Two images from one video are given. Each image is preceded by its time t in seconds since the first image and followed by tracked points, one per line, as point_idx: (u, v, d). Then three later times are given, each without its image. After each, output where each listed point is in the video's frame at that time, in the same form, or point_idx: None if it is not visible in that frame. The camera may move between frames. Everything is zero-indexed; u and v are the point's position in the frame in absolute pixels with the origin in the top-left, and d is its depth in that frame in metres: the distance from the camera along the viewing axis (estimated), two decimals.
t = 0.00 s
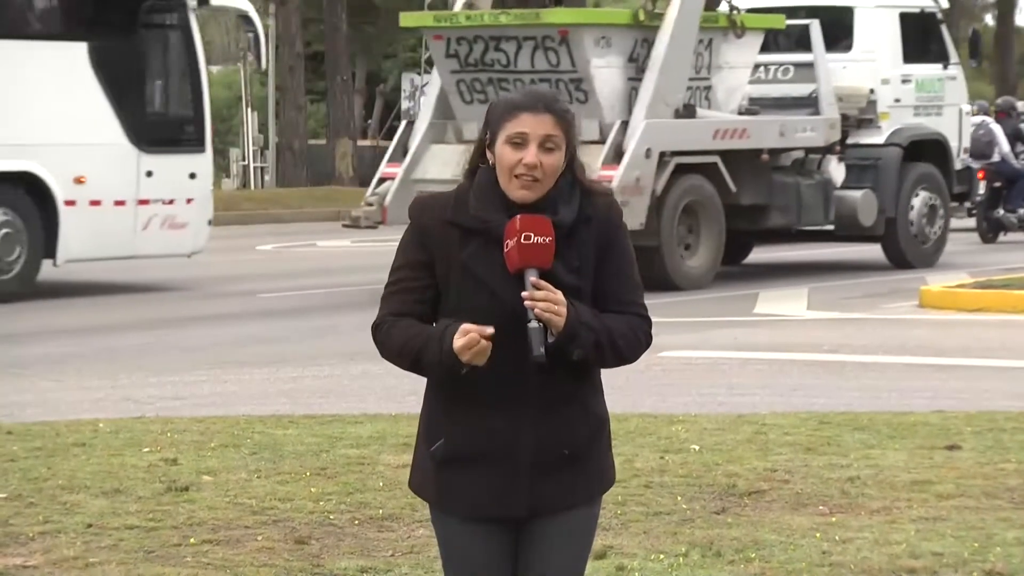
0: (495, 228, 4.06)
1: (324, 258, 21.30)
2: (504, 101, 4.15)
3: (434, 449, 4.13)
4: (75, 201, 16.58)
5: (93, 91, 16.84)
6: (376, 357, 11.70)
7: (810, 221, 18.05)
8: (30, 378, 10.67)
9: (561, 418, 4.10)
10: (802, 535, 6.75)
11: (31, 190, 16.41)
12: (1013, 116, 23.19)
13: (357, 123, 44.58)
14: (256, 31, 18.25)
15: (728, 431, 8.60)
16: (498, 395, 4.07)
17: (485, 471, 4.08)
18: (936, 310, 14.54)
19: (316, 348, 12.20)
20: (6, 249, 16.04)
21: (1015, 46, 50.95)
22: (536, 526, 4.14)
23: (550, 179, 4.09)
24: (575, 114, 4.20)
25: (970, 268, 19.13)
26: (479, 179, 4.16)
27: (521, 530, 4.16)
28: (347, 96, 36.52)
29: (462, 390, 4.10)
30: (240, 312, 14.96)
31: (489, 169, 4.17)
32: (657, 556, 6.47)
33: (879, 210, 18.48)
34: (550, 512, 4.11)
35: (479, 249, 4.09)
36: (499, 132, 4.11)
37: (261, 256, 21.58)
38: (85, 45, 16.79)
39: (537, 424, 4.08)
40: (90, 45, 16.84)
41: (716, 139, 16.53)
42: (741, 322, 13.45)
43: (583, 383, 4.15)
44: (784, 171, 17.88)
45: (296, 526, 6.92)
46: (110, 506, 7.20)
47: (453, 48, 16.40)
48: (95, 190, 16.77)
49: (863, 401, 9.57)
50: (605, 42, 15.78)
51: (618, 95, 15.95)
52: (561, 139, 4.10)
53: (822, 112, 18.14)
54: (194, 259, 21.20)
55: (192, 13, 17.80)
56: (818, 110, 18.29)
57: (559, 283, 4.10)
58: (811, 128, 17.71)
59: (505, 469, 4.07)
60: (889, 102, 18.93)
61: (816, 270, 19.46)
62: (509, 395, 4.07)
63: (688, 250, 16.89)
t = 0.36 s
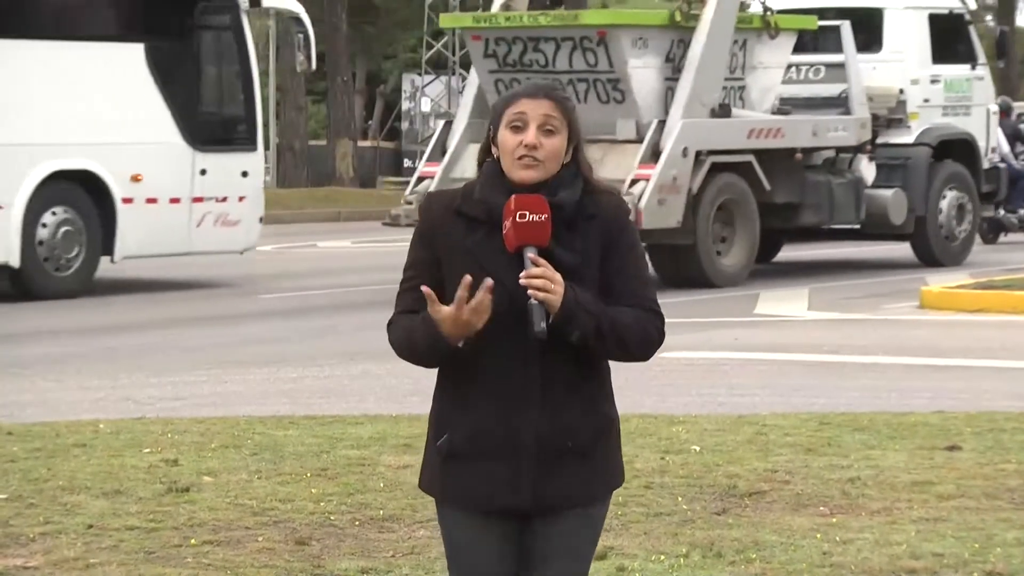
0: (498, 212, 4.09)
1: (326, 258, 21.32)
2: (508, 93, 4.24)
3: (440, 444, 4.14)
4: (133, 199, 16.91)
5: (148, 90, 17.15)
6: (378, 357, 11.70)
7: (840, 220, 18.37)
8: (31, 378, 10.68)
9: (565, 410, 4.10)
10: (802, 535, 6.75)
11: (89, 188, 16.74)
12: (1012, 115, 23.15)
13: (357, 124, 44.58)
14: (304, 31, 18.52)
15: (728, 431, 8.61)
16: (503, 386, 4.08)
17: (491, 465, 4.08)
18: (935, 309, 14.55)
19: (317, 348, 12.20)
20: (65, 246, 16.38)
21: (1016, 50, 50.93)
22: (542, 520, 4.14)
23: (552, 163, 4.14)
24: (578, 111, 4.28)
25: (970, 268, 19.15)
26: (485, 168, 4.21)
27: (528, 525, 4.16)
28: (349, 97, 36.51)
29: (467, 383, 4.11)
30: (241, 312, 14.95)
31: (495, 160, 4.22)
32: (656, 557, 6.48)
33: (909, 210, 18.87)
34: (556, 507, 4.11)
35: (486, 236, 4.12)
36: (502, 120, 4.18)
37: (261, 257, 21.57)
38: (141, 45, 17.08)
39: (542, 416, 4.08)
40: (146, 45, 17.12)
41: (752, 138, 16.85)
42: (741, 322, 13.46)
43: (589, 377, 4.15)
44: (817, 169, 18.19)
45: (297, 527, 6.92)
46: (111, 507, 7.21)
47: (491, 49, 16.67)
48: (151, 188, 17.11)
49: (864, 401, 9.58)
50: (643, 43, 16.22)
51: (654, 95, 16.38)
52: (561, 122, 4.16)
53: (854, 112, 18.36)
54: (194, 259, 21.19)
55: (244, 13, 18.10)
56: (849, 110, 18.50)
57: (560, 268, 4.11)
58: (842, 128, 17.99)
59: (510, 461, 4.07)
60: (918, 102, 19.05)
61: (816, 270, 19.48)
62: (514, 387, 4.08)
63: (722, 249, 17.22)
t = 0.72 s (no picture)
0: (503, 219, 4.10)
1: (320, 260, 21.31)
2: (513, 107, 4.24)
3: (450, 450, 4.14)
4: (178, 196, 17.67)
5: (192, 91, 17.86)
6: (376, 357, 11.69)
7: (865, 218, 18.75)
8: (30, 378, 10.65)
9: (574, 410, 4.11)
10: (802, 535, 6.76)
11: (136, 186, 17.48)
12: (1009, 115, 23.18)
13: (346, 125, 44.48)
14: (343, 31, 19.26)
15: (729, 431, 8.62)
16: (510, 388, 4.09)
17: (499, 469, 4.08)
18: (937, 311, 14.61)
19: (315, 348, 12.18)
20: (114, 243, 17.10)
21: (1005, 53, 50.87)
22: (551, 524, 4.13)
23: (559, 177, 4.14)
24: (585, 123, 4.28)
25: (959, 270, 19.18)
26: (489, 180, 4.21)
27: (538, 529, 4.15)
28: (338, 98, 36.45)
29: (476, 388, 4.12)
30: (231, 312, 14.92)
31: (500, 173, 4.22)
32: (658, 557, 6.49)
33: (931, 209, 19.20)
34: (568, 507, 4.10)
35: (490, 244, 4.12)
36: (508, 134, 4.19)
37: (251, 258, 21.52)
38: (188, 45, 17.79)
39: (550, 417, 4.09)
40: (193, 45, 17.85)
41: (777, 137, 17.37)
42: (734, 322, 13.49)
43: (597, 378, 4.16)
44: (840, 169, 18.66)
45: (298, 527, 6.91)
46: (111, 507, 7.19)
47: (521, 49, 17.31)
48: (196, 186, 17.88)
49: (864, 401, 9.60)
50: (670, 43, 16.73)
51: (682, 95, 16.92)
52: (567, 135, 4.17)
53: (877, 112, 18.79)
54: (184, 260, 21.14)
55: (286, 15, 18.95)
56: (872, 110, 18.92)
57: (562, 268, 4.13)
58: (867, 127, 18.48)
59: (519, 462, 4.07)
60: (941, 102, 19.36)
61: (806, 270, 19.51)
62: (520, 391, 4.09)
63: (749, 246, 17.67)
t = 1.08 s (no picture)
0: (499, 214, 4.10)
1: (323, 258, 21.33)
2: (521, 100, 4.22)
3: (440, 443, 4.14)
4: (217, 191, 17.82)
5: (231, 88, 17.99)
6: (379, 354, 11.70)
7: (881, 214, 18.72)
8: (32, 375, 10.67)
9: (563, 403, 4.10)
10: (802, 532, 6.75)
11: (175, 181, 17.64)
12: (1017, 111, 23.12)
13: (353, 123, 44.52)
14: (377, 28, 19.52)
15: (729, 428, 8.61)
16: (500, 381, 4.09)
17: (491, 461, 4.07)
18: (936, 307, 14.51)
19: (318, 345, 12.19)
20: (154, 238, 17.28)
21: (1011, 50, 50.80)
22: (540, 515, 4.13)
23: (561, 174, 4.13)
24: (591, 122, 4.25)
25: (967, 266, 19.14)
26: (492, 171, 4.21)
27: (528, 520, 4.16)
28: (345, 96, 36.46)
29: (466, 381, 4.12)
30: (237, 309, 14.92)
31: (503, 165, 4.21)
32: (658, 554, 6.48)
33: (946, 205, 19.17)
34: (558, 499, 4.11)
35: (488, 236, 4.13)
36: (513, 125, 4.16)
37: (258, 255, 21.55)
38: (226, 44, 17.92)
39: (540, 410, 4.08)
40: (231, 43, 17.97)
41: (794, 134, 17.40)
42: (739, 319, 13.47)
43: (588, 371, 4.16)
44: (856, 165, 18.66)
45: (298, 524, 6.92)
46: (112, 504, 7.20)
47: (539, 46, 17.33)
48: (234, 180, 18.03)
49: (865, 399, 9.58)
50: (688, 40, 16.72)
51: (701, 91, 16.88)
52: (573, 133, 4.14)
53: (893, 109, 18.78)
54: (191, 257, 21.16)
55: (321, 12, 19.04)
56: (887, 107, 18.90)
57: (561, 263, 4.14)
58: (883, 124, 18.51)
59: (508, 455, 4.07)
60: (955, 99, 19.27)
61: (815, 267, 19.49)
62: (513, 384, 4.09)
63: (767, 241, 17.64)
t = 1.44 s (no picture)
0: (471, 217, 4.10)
1: (325, 258, 21.35)
2: (492, 97, 4.20)
3: (417, 441, 4.15)
4: (251, 187, 18.05)
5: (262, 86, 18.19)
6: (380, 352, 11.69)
7: (891, 211, 18.70)
8: (33, 373, 10.68)
9: (537, 401, 4.10)
10: (803, 531, 6.74)
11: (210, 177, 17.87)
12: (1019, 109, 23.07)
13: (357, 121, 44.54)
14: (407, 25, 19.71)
15: (730, 426, 8.60)
16: (474, 379, 4.09)
17: (465, 459, 4.08)
18: (936, 305, 14.48)
19: (319, 343, 12.20)
20: (189, 233, 17.54)
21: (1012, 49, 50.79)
22: (518, 511, 4.13)
23: (532, 173, 4.11)
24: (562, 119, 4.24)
25: (972, 264, 19.12)
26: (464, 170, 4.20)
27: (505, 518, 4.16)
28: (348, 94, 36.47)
29: (443, 378, 4.13)
30: (240, 307, 14.93)
31: (476, 163, 4.20)
32: (658, 552, 6.47)
33: (955, 202, 19.15)
34: (531, 497, 4.10)
35: (459, 237, 4.14)
36: (485, 126, 4.15)
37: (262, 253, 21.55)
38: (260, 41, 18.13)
39: (513, 407, 4.08)
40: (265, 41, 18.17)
41: (805, 132, 17.39)
42: (742, 317, 13.46)
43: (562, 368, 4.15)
44: (865, 163, 18.64)
45: (298, 522, 6.92)
46: (112, 502, 7.20)
47: (551, 45, 17.39)
48: (268, 177, 18.26)
49: (866, 396, 9.56)
50: (700, 38, 16.69)
51: (712, 88, 16.85)
52: (543, 132, 4.13)
53: (902, 106, 18.76)
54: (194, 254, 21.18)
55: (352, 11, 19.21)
56: (896, 104, 18.88)
57: (530, 267, 4.06)
58: (893, 121, 18.47)
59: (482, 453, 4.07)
60: (964, 96, 19.21)
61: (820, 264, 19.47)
62: (487, 381, 4.09)
63: (777, 239, 17.63)
